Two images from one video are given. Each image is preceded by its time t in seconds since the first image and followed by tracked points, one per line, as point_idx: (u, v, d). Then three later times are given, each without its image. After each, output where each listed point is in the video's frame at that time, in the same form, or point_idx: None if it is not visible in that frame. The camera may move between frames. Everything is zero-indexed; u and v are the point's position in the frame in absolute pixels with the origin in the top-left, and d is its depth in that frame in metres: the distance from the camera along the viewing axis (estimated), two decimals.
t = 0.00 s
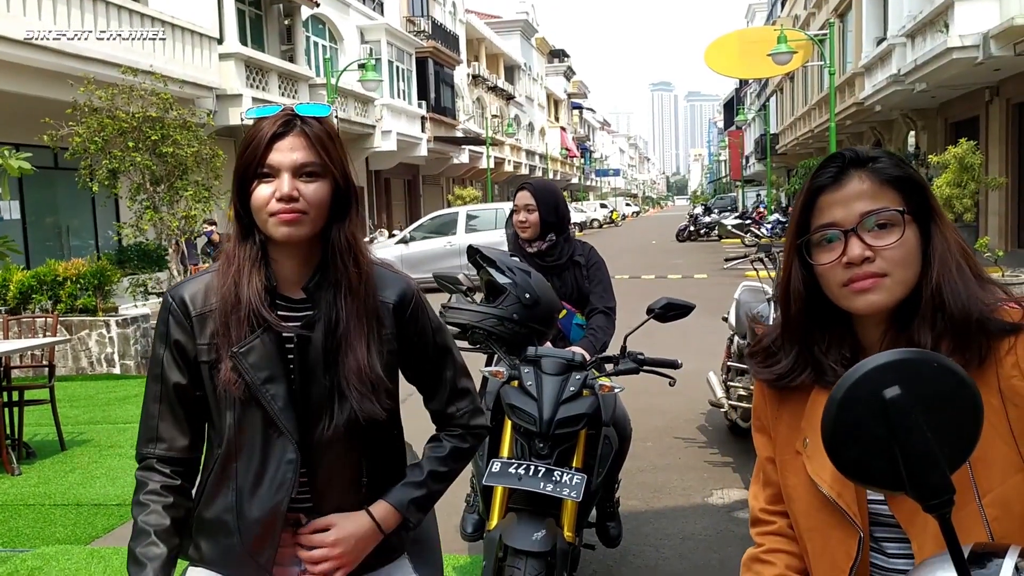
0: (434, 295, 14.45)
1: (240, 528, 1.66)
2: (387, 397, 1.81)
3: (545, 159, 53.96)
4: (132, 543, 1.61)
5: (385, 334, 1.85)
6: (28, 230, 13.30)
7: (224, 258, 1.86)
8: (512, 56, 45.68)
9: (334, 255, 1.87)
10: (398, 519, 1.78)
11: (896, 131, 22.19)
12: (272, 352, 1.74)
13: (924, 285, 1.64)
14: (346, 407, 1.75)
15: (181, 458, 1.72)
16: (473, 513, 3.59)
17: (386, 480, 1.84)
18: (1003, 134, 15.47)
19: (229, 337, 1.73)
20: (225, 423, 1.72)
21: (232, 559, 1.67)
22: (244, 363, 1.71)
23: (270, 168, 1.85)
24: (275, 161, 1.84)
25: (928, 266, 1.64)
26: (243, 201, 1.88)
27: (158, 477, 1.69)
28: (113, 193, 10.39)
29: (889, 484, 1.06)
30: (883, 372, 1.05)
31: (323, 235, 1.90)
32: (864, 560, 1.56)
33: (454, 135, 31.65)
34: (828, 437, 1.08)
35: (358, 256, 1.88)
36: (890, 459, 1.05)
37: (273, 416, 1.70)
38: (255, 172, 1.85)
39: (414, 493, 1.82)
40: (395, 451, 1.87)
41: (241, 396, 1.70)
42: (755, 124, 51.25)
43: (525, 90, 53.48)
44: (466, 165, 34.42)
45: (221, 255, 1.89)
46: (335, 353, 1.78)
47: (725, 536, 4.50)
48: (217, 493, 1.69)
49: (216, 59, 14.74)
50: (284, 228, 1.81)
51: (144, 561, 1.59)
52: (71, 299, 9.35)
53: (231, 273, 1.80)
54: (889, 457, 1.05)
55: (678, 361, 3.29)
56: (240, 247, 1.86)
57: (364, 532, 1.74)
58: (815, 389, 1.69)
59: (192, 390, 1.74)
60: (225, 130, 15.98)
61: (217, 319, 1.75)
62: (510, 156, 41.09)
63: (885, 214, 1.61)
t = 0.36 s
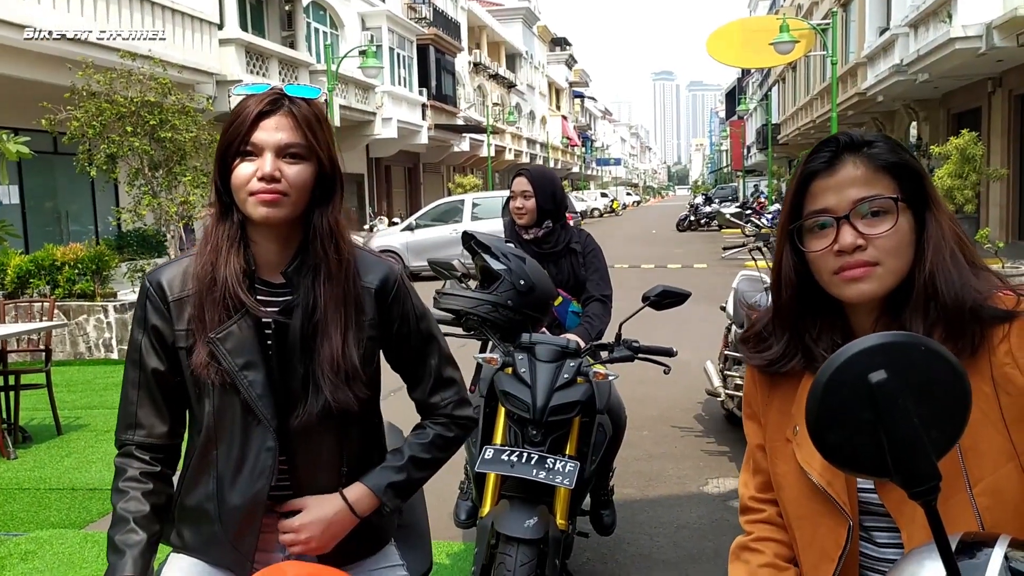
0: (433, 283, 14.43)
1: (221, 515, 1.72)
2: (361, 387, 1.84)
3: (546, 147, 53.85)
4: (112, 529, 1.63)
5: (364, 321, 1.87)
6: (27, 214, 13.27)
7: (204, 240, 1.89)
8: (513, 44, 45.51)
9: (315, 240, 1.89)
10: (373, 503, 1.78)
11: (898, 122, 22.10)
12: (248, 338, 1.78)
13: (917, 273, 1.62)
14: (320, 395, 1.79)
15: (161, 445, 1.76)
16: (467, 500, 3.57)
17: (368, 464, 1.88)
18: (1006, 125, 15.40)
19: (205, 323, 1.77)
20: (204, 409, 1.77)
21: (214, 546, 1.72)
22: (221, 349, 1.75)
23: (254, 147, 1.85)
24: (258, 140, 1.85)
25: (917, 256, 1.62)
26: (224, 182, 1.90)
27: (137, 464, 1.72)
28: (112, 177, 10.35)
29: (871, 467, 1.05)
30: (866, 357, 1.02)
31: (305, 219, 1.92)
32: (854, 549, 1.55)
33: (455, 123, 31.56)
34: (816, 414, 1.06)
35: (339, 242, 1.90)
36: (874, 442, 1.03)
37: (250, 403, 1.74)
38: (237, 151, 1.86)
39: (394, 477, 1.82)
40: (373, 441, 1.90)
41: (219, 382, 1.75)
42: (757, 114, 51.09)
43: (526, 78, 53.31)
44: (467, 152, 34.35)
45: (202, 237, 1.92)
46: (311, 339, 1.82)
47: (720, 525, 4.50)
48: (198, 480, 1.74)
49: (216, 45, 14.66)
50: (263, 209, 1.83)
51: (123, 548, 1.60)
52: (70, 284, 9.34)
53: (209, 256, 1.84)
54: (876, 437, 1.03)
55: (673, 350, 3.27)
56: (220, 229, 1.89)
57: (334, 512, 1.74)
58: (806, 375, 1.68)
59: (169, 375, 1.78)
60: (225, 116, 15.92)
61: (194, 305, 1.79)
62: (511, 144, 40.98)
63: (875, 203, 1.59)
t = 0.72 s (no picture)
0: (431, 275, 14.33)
1: (174, 522, 1.62)
2: (330, 392, 1.75)
3: (547, 140, 53.71)
4: (56, 537, 1.53)
5: (335, 322, 1.78)
6: (24, 202, 13.17)
7: (169, 229, 1.78)
8: (516, 36, 45.32)
9: (288, 234, 1.80)
10: (310, 506, 1.68)
11: (901, 117, 21.96)
12: (213, 335, 1.68)
13: (900, 277, 1.53)
14: (285, 399, 1.70)
15: (114, 447, 1.64)
16: (451, 499, 3.48)
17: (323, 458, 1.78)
18: (1008, 121, 15.27)
19: (168, 318, 1.66)
20: (162, 409, 1.66)
21: (168, 555, 1.62)
22: (182, 346, 1.64)
23: (227, 132, 1.74)
24: (233, 126, 1.73)
25: (904, 257, 1.52)
26: (193, 168, 1.78)
27: (89, 466, 1.61)
28: (105, 166, 10.24)
29: (834, 496, 0.95)
30: (842, 372, 0.94)
31: (280, 212, 1.82)
32: (837, 571, 1.46)
33: (456, 114, 31.42)
34: (787, 437, 0.97)
35: (314, 238, 1.81)
36: (847, 474, 0.94)
37: (213, 405, 1.64)
38: (209, 136, 1.75)
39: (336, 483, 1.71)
40: (329, 447, 1.79)
41: (179, 380, 1.64)
42: (760, 108, 50.90)
43: (528, 70, 53.12)
44: (468, 144, 34.22)
45: (167, 225, 1.81)
46: (278, 339, 1.73)
47: (711, 527, 4.41)
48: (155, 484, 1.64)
49: (214, 33, 14.52)
50: (234, 199, 1.72)
51: (68, 557, 1.51)
52: (61, 273, 9.24)
53: (173, 246, 1.72)
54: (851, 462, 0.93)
55: (662, 347, 3.16)
56: (186, 218, 1.78)
57: (265, 509, 1.64)
58: (787, 381, 1.59)
59: (126, 373, 1.66)
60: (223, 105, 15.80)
61: (156, 298, 1.67)
62: (512, 136, 40.82)
63: (858, 204, 1.50)
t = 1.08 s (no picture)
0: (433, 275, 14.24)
1: (124, 533, 1.51)
2: (301, 400, 1.65)
3: (556, 142, 53.65)
4: None
5: (308, 325, 1.69)
6: (28, 193, 13.12)
7: (131, 220, 1.65)
8: (526, 37, 45.24)
9: (260, 231, 1.69)
10: (330, 516, 1.63)
11: (912, 126, 21.80)
12: (174, 337, 1.58)
13: (892, 291, 1.43)
14: (253, 408, 1.59)
15: (58, 450, 1.53)
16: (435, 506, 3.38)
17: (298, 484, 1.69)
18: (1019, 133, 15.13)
19: (127, 315, 1.54)
20: (117, 413, 1.54)
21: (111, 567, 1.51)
22: (142, 346, 1.53)
23: (198, 119, 1.62)
24: (203, 112, 1.61)
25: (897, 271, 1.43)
26: (160, 155, 1.66)
27: (29, 469, 1.50)
28: (106, 157, 10.17)
29: (806, 548, 0.93)
30: (811, 406, 0.90)
31: (252, 206, 1.71)
32: None
33: (464, 114, 31.36)
34: (741, 483, 0.95)
35: (288, 236, 1.71)
36: (822, 523, 0.91)
37: (172, 411, 1.54)
38: (178, 122, 1.63)
39: (347, 489, 1.67)
40: (306, 459, 1.72)
41: (136, 383, 1.53)
42: (770, 115, 50.76)
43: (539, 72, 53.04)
44: (476, 144, 34.15)
45: (129, 216, 1.68)
46: (245, 342, 1.63)
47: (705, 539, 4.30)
48: (104, 490, 1.53)
49: (223, 27, 14.46)
50: (202, 188, 1.59)
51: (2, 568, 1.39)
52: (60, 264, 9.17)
53: (136, 238, 1.60)
54: (822, 511, 0.91)
55: (654, 355, 3.07)
56: (150, 208, 1.66)
57: (292, 527, 1.57)
58: (768, 397, 1.51)
59: (77, 373, 1.55)
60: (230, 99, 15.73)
61: (113, 293, 1.55)
62: (520, 137, 40.72)
63: (848, 212, 1.40)
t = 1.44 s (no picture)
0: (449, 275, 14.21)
1: (104, 541, 1.45)
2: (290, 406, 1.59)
3: (575, 143, 53.54)
4: None
5: (296, 327, 1.60)
6: (48, 191, 13.22)
7: (118, 217, 1.60)
8: (546, 38, 45.17)
9: (254, 229, 1.63)
10: (260, 539, 1.51)
11: (935, 128, 21.51)
12: (160, 337, 1.52)
13: (910, 298, 1.35)
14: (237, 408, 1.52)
15: (38, 454, 1.48)
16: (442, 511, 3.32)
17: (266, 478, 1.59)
18: None
19: (112, 314, 1.49)
20: (99, 415, 1.49)
21: None
22: (126, 345, 1.47)
23: (187, 114, 1.56)
24: (193, 107, 1.56)
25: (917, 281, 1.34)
26: (147, 151, 1.60)
27: (6, 474, 1.45)
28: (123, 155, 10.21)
29: None
30: (817, 433, 0.89)
31: (243, 204, 1.65)
32: None
33: (483, 114, 31.35)
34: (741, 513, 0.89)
35: (280, 236, 1.64)
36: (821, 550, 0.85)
37: (155, 413, 1.47)
38: (167, 117, 1.57)
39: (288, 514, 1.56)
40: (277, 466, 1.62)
41: (119, 385, 1.47)
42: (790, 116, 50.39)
43: (559, 73, 52.95)
44: (495, 144, 34.13)
45: (117, 211, 1.63)
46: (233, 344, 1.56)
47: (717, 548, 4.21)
48: (83, 497, 1.47)
49: (242, 27, 14.50)
50: (190, 186, 1.53)
51: None
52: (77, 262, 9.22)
53: (122, 235, 1.55)
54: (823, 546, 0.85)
55: (666, 361, 2.98)
56: (137, 204, 1.60)
57: (224, 544, 1.45)
58: (776, 409, 1.45)
59: (59, 374, 1.50)
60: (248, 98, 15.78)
61: (97, 291, 1.50)
62: (539, 138, 40.67)
63: (860, 215, 1.32)
